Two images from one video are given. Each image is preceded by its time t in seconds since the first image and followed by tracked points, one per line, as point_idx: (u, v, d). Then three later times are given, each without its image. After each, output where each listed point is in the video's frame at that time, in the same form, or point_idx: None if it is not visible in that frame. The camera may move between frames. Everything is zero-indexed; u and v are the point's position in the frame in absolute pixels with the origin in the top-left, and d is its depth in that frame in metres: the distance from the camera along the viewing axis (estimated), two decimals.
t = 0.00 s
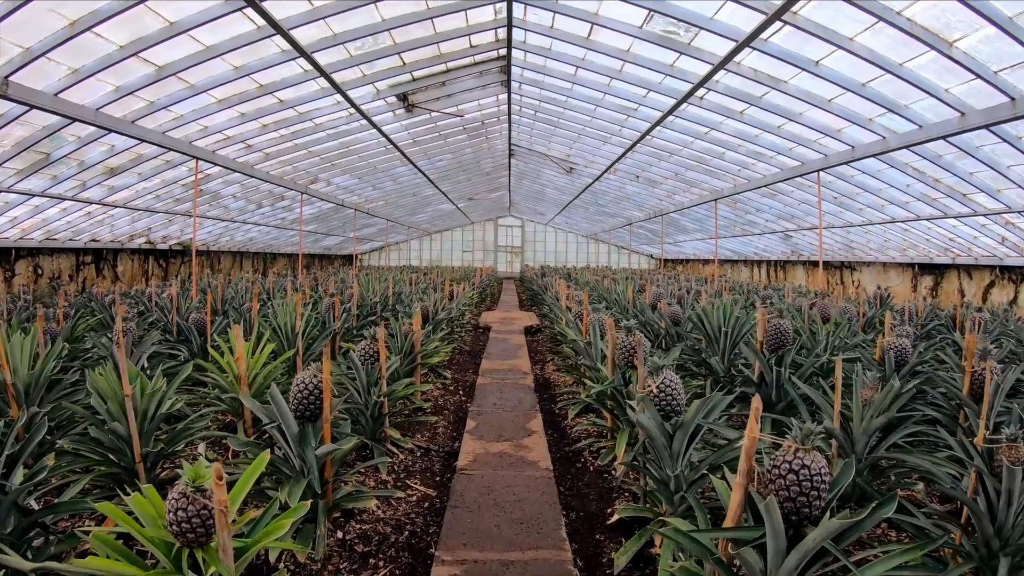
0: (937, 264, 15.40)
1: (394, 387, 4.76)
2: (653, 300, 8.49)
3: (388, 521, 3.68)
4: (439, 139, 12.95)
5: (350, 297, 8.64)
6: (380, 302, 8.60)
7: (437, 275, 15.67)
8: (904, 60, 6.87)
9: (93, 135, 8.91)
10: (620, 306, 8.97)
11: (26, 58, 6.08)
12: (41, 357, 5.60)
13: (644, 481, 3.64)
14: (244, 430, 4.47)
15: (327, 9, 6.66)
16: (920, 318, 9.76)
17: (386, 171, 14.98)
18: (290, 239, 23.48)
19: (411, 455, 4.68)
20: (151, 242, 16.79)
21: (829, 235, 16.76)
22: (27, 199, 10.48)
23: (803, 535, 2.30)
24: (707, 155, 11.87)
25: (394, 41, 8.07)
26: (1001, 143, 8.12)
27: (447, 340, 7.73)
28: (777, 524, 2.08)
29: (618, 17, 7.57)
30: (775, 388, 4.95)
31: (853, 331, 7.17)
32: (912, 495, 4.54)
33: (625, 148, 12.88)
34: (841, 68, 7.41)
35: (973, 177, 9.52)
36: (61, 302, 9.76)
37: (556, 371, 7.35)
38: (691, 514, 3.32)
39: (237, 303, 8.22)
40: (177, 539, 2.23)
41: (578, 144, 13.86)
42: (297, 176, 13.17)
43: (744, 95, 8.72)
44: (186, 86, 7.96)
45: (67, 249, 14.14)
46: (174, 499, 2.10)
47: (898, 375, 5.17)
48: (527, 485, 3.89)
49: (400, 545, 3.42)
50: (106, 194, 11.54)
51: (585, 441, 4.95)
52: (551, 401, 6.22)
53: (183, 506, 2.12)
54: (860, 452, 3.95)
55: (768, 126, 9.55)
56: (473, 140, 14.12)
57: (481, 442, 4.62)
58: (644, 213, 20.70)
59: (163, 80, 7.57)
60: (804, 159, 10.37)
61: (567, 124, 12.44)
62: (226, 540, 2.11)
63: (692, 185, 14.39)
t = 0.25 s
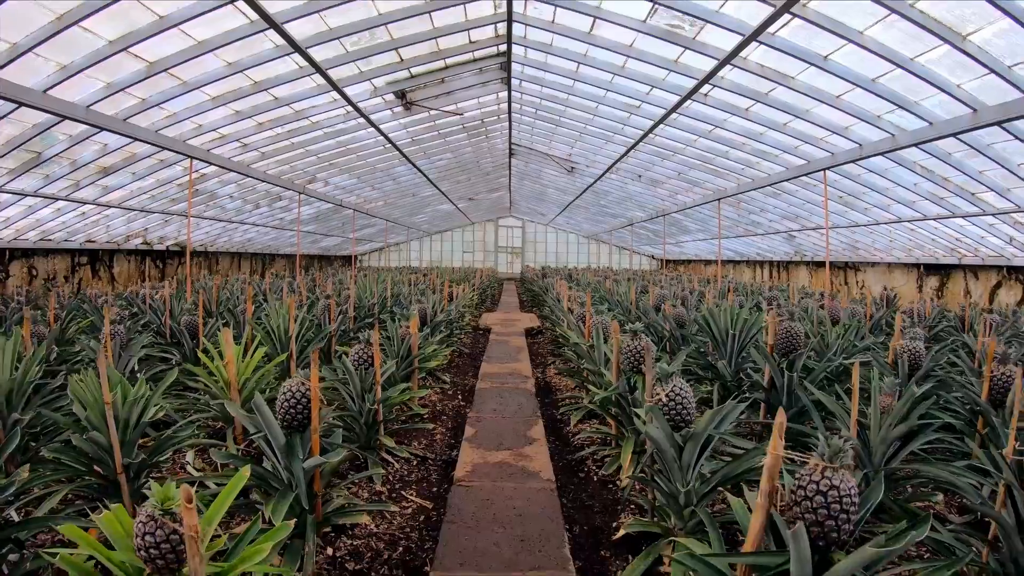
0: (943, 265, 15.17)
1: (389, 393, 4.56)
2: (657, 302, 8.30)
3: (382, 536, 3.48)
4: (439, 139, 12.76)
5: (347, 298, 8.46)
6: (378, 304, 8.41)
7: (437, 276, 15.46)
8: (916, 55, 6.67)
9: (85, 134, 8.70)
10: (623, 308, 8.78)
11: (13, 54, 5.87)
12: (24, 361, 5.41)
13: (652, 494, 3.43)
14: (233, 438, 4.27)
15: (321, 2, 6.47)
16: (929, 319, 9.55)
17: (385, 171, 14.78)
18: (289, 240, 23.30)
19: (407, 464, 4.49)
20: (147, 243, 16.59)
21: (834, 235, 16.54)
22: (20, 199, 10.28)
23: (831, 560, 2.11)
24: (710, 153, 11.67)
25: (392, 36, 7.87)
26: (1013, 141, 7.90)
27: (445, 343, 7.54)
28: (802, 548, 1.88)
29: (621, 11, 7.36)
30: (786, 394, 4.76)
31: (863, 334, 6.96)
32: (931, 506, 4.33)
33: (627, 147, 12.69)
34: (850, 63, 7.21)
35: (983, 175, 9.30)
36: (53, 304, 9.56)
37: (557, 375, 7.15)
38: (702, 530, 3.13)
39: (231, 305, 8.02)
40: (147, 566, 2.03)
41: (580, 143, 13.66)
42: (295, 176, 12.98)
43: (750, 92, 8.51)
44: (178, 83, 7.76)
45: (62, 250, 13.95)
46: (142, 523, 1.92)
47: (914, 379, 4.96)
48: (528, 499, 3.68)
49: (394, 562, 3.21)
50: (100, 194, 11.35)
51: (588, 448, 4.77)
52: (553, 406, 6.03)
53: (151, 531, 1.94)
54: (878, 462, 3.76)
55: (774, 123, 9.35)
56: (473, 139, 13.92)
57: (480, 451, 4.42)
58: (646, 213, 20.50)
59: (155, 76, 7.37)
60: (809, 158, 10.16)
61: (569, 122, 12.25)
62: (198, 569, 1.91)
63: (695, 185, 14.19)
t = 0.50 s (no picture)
0: (950, 264, 14.95)
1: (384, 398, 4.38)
2: (661, 303, 8.10)
3: (376, 550, 3.28)
4: (438, 137, 12.57)
5: (344, 299, 8.28)
6: (376, 305, 8.22)
7: (436, 276, 15.28)
8: (928, 48, 6.47)
9: (78, 131, 8.51)
10: (626, 309, 8.58)
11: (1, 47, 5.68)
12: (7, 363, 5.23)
13: (663, 506, 3.24)
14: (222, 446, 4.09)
15: None
16: (937, 319, 9.35)
17: (384, 169, 14.60)
18: (288, 239, 23.13)
19: (403, 471, 4.31)
20: (145, 243, 16.43)
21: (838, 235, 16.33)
22: (12, 198, 10.11)
23: None
24: (714, 151, 11.46)
25: (390, 29, 7.68)
26: None
27: (445, 344, 7.36)
28: None
29: (625, 4, 7.17)
30: (798, 399, 4.58)
31: (874, 335, 6.76)
32: (952, 516, 4.14)
33: (630, 145, 12.49)
34: (860, 57, 7.02)
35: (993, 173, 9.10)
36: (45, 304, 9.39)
37: (560, 378, 6.96)
38: (715, 545, 2.93)
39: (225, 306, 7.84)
40: None
41: (582, 141, 13.46)
42: (293, 174, 12.80)
43: (756, 87, 8.31)
44: (172, 78, 7.58)
45: (58, 250, 13.78)
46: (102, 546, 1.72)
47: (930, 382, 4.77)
48: (529, 511, 3.49)
49: None
50: (94, 193, 11.17)
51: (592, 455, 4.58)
52: (555, 410, 5.84)
53: (113, 556, 1.74)
54: (898, 471, 3.57)
55: (780, 120, 9.13)
56: (473, 137, 13.72)
57: (480, 458, 4.23)
58: (648, 213, 20.31)
59: (148, 71, 7.19)
60: (816, 155, 9.93)
61: (571, 119, 12.05)
62: None
63: (698, 184, 13.99)
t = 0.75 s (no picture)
0: (958, 265, 14.70)
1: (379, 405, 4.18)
2: (666, 305, 7.88)
3: (368, 572, 3.06)
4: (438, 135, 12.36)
5: (342, 300, 8.07)
6: (374, 306, 8.02)
7: (437, 276, 15.07)
8: (945, 41, 6.24)
9: (69, 128, 8.31)
10: (631, 312, 8.36)
11: None
12: None
13: (675, 524, 3.03)
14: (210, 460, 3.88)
15: None
16: (948, 321, 9.11)
17: (383, 168, 14.39)
18: (288, 239, 22.95)
19: (400, 483, 4.11)
20: (142, 242, 16.24)
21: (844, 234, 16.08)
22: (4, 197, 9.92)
23: None
24: (720, 149, 11.23)
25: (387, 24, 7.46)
26: None
27: (445, 348, 7.15)
28: None
29: None
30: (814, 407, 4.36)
31: (888, 339, 6.53)
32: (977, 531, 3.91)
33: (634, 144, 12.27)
34: (874, 51, 6.79)
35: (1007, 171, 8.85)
36: (36, 305, 9.20)
37: (563, 383, 6.75)
38: (732, 568, 2.73)
39: (220, 308, 7.64)
40: None
41: (585, 139, 13.24)
42: (291, 173, 12.60)
43: (765, 83, 8.08)
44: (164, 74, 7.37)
45: (53, 250, 13.60)
46: None
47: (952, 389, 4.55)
48: (533, 530, 3.28)
49: None
50: (89, 192, 10.98)
51: (598, 465, 4.38)
52: (559, 416, 5.63)
53: None
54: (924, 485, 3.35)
55: (789, 117, 8.88)
56: (474, 135, 13.51)
57: (479, 471, 4.02)
58: (651, 212, 20.08)
59: (139, 66, 6.99)
60: (825, 154, 9.65)
61: (574, 117, 11.83)
62: None
63: (703, 183, 13.76)
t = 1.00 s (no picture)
0: (966, 265, 14.47)
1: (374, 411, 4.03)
2: (671, 306, 7.67)
3: None
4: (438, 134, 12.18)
5: (340, 301, 7.89)
6: (372, 307, 7.83)
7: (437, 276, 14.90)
8: (960, 35, 6.04)
9: (61, 126, 8.14)
10: (635, 314, 8.17)
11: None
12: None
13: (689, 542, 2.84)
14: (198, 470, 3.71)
15: None
16: (958, 322, 8.91)
17: (383, 167, 14.21)
18: (288, 239, 22.78)
19: (397, 494, 3.94)
20: (140, 242, 16.08)
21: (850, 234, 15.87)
22: None
23: None
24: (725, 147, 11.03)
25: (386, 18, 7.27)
26: None
27: (443, 351, 6.96)
28: None
29: None
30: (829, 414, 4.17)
31: (902, 342, 6.33)
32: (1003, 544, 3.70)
33: (637, 143, 12.09)
34: (887, 45, 6.59)
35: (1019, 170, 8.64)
36: (28, 306, 9.04)
37: (567, 387, 6.56)
38: None
39: (215, 310, 7.46)
40: None
41: (587, 137, 13.06)
42: (290, 172, 12.42)
43: (773, 78, 7.88)
44: (157, 70, 7.20)
45: (50, 250, 13.44)
46: None
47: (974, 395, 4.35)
48: (536, 547, 3.10)
49: None
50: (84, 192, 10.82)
51: (603, 475, 4.20)
52: (562, 421, 5.46)
53: None
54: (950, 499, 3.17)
55: (797, 114, 8.68)
56: (475, 134, 13.33)
57: (480, 482, 3.84)
58: (654, 212, 19.89)
59: (130, 62, 6.81)
60: (833, 152, 9.44)
61: (577, 115, 11.64)
62: None
63: (707, 182, 13.57)
